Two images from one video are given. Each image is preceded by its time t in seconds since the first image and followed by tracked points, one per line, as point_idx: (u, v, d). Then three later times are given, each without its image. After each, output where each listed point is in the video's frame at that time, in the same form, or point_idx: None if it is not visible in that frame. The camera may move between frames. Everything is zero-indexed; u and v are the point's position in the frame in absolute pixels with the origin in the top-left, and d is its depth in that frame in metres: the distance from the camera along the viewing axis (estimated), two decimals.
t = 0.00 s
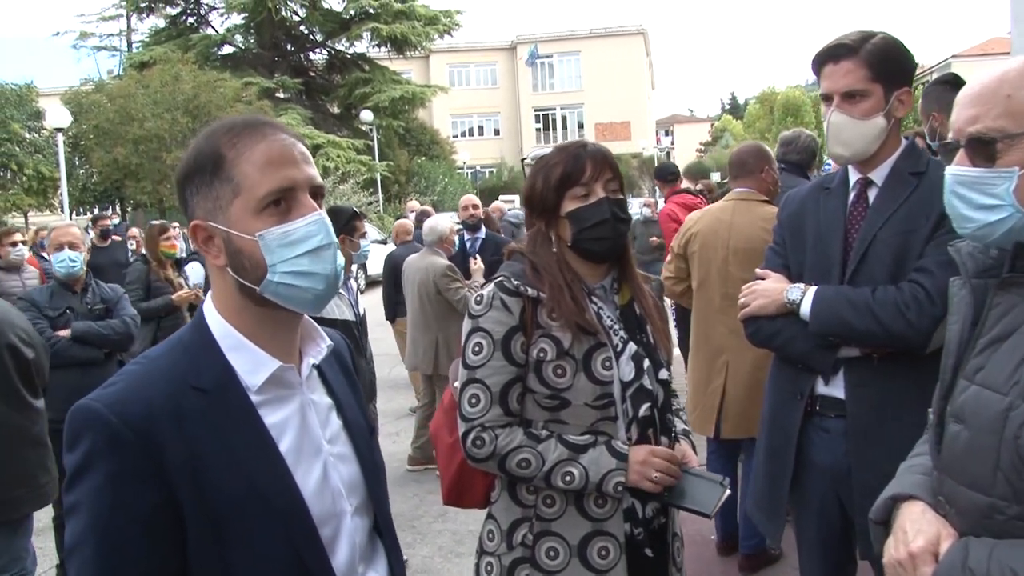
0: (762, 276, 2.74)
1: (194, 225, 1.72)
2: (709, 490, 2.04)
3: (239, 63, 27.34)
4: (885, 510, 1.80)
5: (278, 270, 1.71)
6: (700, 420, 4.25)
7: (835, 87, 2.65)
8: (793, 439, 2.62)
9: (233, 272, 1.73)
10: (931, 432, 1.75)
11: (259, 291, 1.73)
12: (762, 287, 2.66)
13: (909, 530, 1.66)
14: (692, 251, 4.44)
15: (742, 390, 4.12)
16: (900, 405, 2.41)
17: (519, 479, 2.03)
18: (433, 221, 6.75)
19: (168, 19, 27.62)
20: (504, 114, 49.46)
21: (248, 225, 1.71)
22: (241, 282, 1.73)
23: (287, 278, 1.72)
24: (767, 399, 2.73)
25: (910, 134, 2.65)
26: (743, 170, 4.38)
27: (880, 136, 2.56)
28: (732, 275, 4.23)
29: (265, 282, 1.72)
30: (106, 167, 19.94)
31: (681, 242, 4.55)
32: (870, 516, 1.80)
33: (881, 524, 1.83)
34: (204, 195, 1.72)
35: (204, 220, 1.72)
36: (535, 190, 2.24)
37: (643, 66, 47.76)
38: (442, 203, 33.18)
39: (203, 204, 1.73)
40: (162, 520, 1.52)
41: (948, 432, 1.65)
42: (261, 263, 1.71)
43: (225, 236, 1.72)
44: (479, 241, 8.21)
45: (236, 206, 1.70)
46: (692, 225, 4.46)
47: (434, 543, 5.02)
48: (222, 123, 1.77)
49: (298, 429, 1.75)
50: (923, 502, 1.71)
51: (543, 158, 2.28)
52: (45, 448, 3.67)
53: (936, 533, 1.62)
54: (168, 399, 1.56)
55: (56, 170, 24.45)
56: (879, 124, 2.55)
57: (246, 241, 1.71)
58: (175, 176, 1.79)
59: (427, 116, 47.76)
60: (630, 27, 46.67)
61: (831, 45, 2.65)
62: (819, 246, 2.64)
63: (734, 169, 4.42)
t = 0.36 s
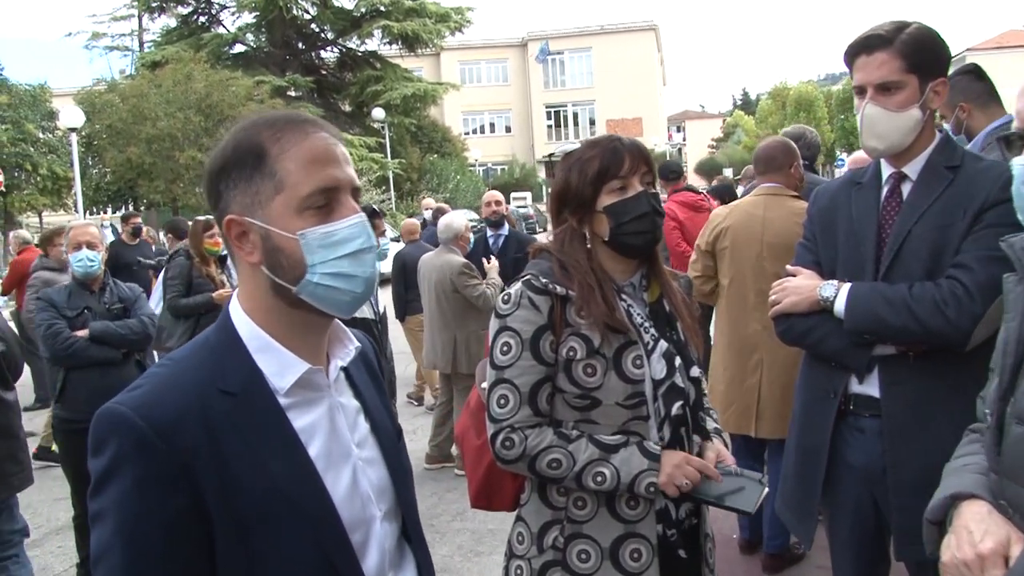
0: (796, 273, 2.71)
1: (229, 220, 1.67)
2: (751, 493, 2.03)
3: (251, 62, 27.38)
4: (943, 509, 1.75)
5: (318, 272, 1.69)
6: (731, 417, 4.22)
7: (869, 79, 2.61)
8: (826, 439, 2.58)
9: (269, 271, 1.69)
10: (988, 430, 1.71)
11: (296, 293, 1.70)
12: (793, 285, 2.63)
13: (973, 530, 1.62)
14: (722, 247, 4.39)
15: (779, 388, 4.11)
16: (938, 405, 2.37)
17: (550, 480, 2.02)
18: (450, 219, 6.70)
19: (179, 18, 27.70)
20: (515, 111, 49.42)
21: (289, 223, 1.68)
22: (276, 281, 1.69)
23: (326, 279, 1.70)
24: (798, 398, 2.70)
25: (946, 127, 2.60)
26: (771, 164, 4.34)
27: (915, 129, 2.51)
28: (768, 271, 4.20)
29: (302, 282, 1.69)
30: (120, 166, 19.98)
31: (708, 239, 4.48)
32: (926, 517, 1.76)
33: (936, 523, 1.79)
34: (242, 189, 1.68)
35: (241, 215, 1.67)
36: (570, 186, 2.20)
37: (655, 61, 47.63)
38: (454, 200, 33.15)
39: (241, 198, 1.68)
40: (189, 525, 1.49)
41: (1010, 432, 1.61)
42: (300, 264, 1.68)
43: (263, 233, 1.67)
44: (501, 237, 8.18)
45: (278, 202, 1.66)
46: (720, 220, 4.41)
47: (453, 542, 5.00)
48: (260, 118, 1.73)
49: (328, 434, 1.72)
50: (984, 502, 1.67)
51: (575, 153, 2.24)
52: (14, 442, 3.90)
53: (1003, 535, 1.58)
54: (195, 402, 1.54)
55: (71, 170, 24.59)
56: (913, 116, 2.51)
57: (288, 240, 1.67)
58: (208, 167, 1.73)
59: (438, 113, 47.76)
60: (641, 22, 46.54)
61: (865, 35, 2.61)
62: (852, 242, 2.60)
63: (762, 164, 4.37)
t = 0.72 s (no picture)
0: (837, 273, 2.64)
1: (313, 211, 1.63)
2: (786, 500, 1.97)
3: (283, 57, 27.52)
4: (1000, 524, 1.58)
5: (402, 263, 1.73)
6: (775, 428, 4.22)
7: (918, 76, 2.54)
8: (865, 444, 2.52)
9: (346, 264, 1.68)
10: None
11: (374, 285, 1.71)
12: (836, 284, 2.57)
13: None
14: (759, 254, 4.31)
15: (826, 392, 4.19)
16: (984, 412, 2.30)
17: (582, 481, 1.99)
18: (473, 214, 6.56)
19: (213, 14, 27.91)
20: (545, 108, 49.35)
21: (377, 216, 1.70)
22: (353, 274, 1.69)
23: (406, 271, 1.74)
24: (837, 404, 2.64)
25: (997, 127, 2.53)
26: (789, 166, 4.37)
27: (968, 125, 2.45)
28: (813, 273, 4.20)
29: (385, 275, 1.72)
30: (152, 160, 20.12)
31: (739, 245, 4.36)
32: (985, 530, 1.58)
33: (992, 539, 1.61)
34: (328, 179, 1.65)
35: (325, 206, 1.65)
36: (611, 181, 2.16)
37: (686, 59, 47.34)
38: (484, 197, 33.11)
39: (324, 188, 1.65)
40: (218, 530, 1.47)
41: None
42: (385, 256, 1.71)
43: (351, 224, 1.67)
44: (535, 234, 8.14)
45: (367, 195, 1.68)
46: (752, 225, 4.33)
47: (479, 540, 4.97)
48: (325, 108, 1.71)
49: (356, 432, 1.69)
50: None
51: (619, 147, 2.20)
52: (20, 432, 3.94)
53: None
54: (222, 403, 1.51)
55: (105, 164, 24.84)
56: (965, 113, 2.45)
57: (379, 232, 1.70)
58: (265, 150, 1.63)
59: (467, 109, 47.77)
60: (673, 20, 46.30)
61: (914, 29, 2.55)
62: (897, 241, 2.53)
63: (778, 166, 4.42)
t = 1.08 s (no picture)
0: (902, 282, 2.53)
1: (367, 211, 1.58)
2: (844, 523, 1.88)
3: (337, 52, 27.71)
4: None
5: (453, 264, 1.68)
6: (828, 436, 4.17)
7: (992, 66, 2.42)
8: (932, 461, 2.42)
9: (397, 266, 1.63)
10: None
11: (423, 288, 1.66)
12: (901, 294, 2.45)
13: None
14: (819, 259, 4.16)
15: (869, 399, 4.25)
16: None
17: (631, 492, 1.92)
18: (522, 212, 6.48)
19: (269, 10, 28.19)
20: (598, 105, 49.12)
21: (430, 217, 1.65)
22: (404, 276, 1.63)
23: (457, 272, 1.69)
24: (901, 422, 2.54)
25: None
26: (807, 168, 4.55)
27: None
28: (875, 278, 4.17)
29: (436, 276, 1.67)
30: (208, 154, 20.37)
31: (799, 251, 4.19)
32: None
33: None
34: (383, 177, 1.60)
35: (380, 205, 1.60)
36: (666, 181, 2.08)
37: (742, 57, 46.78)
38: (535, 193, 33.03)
39: (379, 186, 1.60)
40: (260, 539, 1.42)
41: None
42: (436, 258, 1.66)
43: (405, 224, 1.62)
44: (586, 233, 8.05)
45: (421, 195, 1.63)
46: (809, 231, 4.17)
47: (524, 542, 4.90)
48: (378, 102, 1.65)
49: (400, 438, 1.64)
50: None
51: (676, 145, 2.11)
52: (68, 414, 3.97)
53: None
54: (262, 408, 1.46)
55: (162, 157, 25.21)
56: None
57: (432, 234, 1.65)
58: (318, 144, 1.57)
59: (520, 106, 47.68)
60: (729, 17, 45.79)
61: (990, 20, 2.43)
62: (968, 250, 2.41)
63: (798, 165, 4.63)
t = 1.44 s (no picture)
0: (976, 285, 2.41)
1: (418, 203, 1.53)
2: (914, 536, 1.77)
3: (396, 46, 27.81)
4: None
5: (507, 259, 1.62)
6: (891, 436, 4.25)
7: None
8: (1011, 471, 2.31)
9: (448, 261, 1.57)
10: None
11: (476, 284, 1.59)
12: (978, 297, 2.34)
13: None
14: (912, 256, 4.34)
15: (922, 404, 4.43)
16: None
17: (690, 500, 1.84)
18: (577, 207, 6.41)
19: (329, 4, 28.38)
20: (656, 100, 48.67)
21: (483, 209, 1.59)
22: (456, 272, 1.57)
23: (512, 267, 1.63)
24: (976, 432, 2.45)
25: None
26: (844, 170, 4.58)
27: None
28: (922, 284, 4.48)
29: (490, 271, 1.60)
30: (268, 146, 20.56)
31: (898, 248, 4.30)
32: None
33: None
34: (434, 168, 1.54)
35: (431, 197, 1.54)
36: (728, 176, 2.00)
37: (804, 51, 45.96)
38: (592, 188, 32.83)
39: (430, 177, 1.54)
40: (309, 546, 1.37)
41: None
42: (490, 252, 1.60)
43: (457, 217, 1.56)
44: (642, 229, 7.94)
45: (474, 186, 1.57)
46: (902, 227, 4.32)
47: (575, 541, 4.83)
48: (430, 90, 1.59)
49: (453, 442, 1.58)
50: None
51: (741, 139, 2.03)
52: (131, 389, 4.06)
53: None
54: (311, 410, 1.41)
55: (223, 149, 25.55)
56: None
57: (484, 226, 1.59)
58: (367, 134, 1.53)
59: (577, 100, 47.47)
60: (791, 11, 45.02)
61: None
62: None
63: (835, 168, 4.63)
